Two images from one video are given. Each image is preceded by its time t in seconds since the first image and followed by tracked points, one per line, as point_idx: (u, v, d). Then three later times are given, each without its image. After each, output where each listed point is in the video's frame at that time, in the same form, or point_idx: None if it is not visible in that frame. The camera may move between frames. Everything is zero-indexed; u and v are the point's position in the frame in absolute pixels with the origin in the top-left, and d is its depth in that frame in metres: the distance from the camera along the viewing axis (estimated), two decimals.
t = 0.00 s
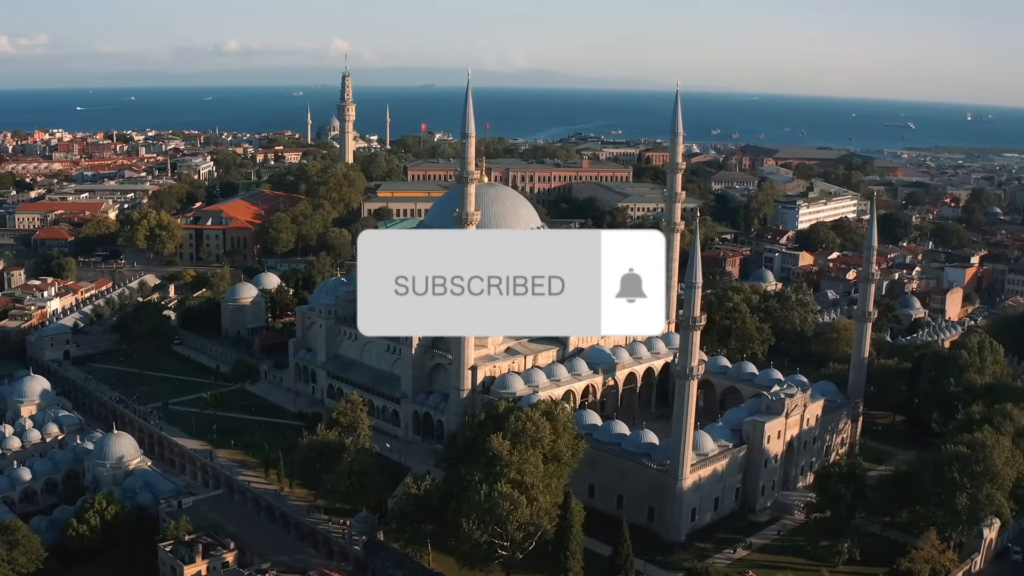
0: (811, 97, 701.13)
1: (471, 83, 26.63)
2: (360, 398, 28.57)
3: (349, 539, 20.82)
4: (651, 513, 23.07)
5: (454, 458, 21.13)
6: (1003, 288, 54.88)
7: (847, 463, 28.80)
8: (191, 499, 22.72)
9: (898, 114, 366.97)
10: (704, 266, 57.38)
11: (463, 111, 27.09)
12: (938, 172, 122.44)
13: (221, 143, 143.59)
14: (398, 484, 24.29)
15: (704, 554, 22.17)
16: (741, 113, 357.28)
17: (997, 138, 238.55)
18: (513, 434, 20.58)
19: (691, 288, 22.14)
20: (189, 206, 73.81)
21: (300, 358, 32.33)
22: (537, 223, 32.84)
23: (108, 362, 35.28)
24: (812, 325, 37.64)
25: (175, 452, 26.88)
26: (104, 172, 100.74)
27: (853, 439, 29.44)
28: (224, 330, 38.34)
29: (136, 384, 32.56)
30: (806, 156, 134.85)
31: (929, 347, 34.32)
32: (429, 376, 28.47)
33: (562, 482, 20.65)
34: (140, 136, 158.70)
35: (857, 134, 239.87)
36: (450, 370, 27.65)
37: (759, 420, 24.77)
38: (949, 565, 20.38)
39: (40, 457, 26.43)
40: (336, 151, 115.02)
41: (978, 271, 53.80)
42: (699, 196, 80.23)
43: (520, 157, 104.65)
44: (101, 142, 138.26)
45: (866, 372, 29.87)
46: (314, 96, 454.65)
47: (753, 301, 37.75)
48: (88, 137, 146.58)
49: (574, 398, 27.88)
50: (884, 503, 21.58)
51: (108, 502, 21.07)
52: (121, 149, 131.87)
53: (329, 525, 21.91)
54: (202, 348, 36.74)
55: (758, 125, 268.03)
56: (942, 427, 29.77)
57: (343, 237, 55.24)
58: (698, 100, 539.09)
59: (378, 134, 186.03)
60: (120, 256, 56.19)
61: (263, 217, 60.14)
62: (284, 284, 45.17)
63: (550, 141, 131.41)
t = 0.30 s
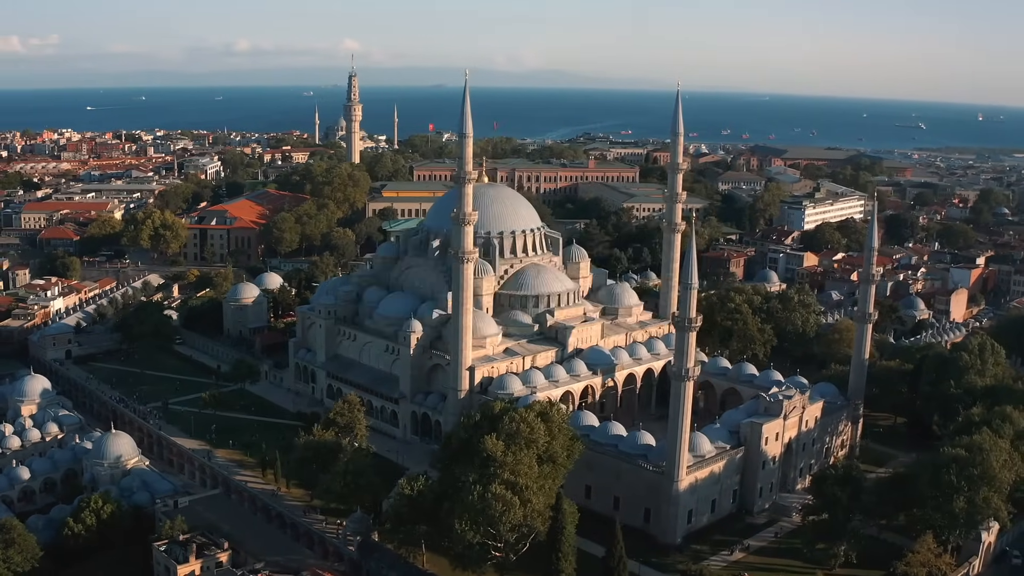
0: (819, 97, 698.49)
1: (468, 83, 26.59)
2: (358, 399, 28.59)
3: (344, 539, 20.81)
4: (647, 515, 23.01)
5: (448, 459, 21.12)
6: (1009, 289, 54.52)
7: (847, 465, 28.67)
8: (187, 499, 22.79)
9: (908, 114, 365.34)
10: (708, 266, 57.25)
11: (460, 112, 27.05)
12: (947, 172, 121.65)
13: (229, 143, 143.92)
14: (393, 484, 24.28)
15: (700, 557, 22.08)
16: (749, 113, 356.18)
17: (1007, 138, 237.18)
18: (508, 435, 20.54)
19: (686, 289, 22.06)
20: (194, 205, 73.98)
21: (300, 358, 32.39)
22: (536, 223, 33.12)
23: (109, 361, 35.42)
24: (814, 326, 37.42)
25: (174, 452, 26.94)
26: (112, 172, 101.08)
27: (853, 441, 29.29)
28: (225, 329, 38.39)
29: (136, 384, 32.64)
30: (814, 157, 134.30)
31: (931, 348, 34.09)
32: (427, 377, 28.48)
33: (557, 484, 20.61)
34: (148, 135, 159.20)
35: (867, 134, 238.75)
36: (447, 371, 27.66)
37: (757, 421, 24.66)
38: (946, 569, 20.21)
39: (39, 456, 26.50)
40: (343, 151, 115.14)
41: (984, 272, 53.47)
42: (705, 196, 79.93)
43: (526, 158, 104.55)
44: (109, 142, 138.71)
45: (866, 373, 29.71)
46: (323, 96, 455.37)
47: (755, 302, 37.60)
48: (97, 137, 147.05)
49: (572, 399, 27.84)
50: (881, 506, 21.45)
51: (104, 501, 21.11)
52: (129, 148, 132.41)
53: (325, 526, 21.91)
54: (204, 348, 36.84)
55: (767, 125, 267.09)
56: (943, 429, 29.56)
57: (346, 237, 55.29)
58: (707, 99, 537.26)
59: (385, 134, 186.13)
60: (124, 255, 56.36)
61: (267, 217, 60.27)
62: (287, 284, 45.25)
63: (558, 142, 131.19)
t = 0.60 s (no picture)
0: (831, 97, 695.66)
1: (466, 84, 26.59)
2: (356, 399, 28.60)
3: (338, 540, 20.82)
4: (643, 517, 22.93)
5: (442, 460, 21.12)
6: (1017, 290, 54.10)
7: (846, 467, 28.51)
8: (183, 499, 22.87)
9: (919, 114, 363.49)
10: (713, 267, 57.09)
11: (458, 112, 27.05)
12: (958, 173, 120.86)
13: (239, 143, 144.39)
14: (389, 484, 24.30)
15: (695, 559, 21.98)
16: (760, 112, 354.72)
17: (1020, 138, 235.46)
18: (502, 436, 20.52)
19: (682, 291, 22.00)
20: (201, 205, 74.26)
21: (301, 358, 32.46)
22: (536, 224, 33.11)
23: (111, 361, 35.58)
24: (817, 327, 37.26)
25: (172, 451, 27.05)
26: (121, 172, 101.59)
27: (853, 444, 29.14)
28: (227, 329, 38.48)
29: (137, 383, 32.78)
30: (824, 157, 133.72)
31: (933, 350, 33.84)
32: (426, 377, 28.50)
33: (551, 485, 20.57)
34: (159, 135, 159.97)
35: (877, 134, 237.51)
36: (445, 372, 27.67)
37: (755, 423, 24.54)
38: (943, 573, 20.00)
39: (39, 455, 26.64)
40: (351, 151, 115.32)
41: (990, 273, 53.10)
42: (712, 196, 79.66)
43: (534, 158, 104.48)
44: (120, 142, 139.40)
45: (866, 375, 29.54)
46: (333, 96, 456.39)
47: (758, 303, 37.44)
48: (107, 137, 147.74)
49: (571, 400, 27.79)
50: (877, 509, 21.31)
51: (100, 500, 21.22)
52: (139, 148, 133.04)
53: (320, 526, 21.95)
54: (205, 348, 36.97)
55: (778, 125, 266.07)
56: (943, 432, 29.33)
57: (351, 237, 55.38)
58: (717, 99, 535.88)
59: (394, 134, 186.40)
60: (130, 255, 56.58)
61: (273, 217, 60.45)
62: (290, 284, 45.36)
63: (566, 142, 131.00)
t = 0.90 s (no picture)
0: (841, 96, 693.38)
1: (464, 83, 26.57)
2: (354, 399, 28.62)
3: (333, 540, 20.82)
4: (639, 518, 22.87)
5: (437, 461, 21.14)
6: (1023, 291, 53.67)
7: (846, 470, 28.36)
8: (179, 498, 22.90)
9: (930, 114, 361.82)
10: (719, 267, 56.89)
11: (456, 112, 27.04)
12: (968, 173, 120.06)
13: (247, 143, 144.77)
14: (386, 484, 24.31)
15: (691, 561, 21.91)
16: (771, 113, 353.08)
17: None
18: (496, 437, 20.51)
19: (678, 291, 21.95)
20: (208, 205, 74.47)
21: (301, 358, 32.50)
22: (536, 224, 33.08)
23: (113, 360, 35.73)
24: (819, 328, 37.09)
25: (171, 450, 27.13)
26: (129, 172, 101.96)
27: (854, 446, 29.00)
28: (229, 329, 38.58)
29: (137, 383, 32.90)
30: (833, 157, 133.09)
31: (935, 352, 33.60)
32: (425, 377, 28.51)
33: (546, 486, 20.55)
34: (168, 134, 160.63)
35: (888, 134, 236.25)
36: (444, 372, 27.68)
37: (753, 424, 24.44)
38: None
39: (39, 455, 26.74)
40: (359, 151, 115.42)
41: (997, 274, 52.73)
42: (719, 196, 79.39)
43: (541, 158, 104.31)
44: (129, 142, 140.00)
45: (867, 376, 29.39)
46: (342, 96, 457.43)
47: (760, 304, 37.27)
48: (117, 137, 148.25)
49: (569, 401, 27.75)
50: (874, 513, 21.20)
51: (96, 499, 21.29)
52: (148, 147, 133.54)
53: (315, 526, 21.97)
54: (207, 347, 37.10)
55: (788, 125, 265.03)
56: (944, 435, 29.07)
57: (355, 237, 55.43)
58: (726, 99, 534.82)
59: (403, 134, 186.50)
60: (135, 255, 56.78)
61: (278, 217, 60.57)
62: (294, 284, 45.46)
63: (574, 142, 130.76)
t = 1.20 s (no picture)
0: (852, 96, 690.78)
1: (462, 83, 26.54)
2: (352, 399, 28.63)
3: (327, 541, 20.83)
4: (635, 520, 22.79)
5: (431, 462, 21.13)
6: None
7: (846, 472, 28.19)
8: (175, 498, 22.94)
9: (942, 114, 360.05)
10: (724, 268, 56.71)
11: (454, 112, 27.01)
12: (979, 174, 119.25)
13: (257, 143, 145.24)
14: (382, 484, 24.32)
15: (687, 564, 21.83)
16: (782, 113, 352.11)
17: None
18: (490, 439, 20.49)
19: (673, 292, 21.88)
20: (215, 204, 74.74)
21: (301, 358, 32.55)
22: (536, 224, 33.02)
23: (115, 360, 35.88)
24: (822, 330, 36.90)
25: (169, 450, 27.22)
26: (139, 172, 102.56)
27: (854, 448, 28.81)
28: (232, 329, 38.72)
29: (139, 382, 33.04)
30: (843, 158, 132.44)
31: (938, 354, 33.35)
32: (423, 378, 28.52)
33: (540, 488, 20.51)
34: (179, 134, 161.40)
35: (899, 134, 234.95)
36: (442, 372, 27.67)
37: (751, 427, 24.33)
38: None
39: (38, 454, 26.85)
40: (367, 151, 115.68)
41: (1004, 276, 52.33)
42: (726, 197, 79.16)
43: (549, 159, 104.22)
44: (140, 142, 140.71)
45: (869, 378, 29.22)
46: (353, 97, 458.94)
47: (763, 305, 37.10)
48: (128, 137, 149.08)
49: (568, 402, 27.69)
50: (869, 516, 21.04)
51: (92, 498, 21.37)
52: (159, 148, 134.15)
53: (309, 526, 21.98)
54: (209, 347, 37.25)
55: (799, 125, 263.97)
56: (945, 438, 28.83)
57: (359, 237, 55.52)
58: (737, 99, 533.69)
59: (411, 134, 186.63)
60: (141, 255, 57.03)
61: (283, 217, 60.75)
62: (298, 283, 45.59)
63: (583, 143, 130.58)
